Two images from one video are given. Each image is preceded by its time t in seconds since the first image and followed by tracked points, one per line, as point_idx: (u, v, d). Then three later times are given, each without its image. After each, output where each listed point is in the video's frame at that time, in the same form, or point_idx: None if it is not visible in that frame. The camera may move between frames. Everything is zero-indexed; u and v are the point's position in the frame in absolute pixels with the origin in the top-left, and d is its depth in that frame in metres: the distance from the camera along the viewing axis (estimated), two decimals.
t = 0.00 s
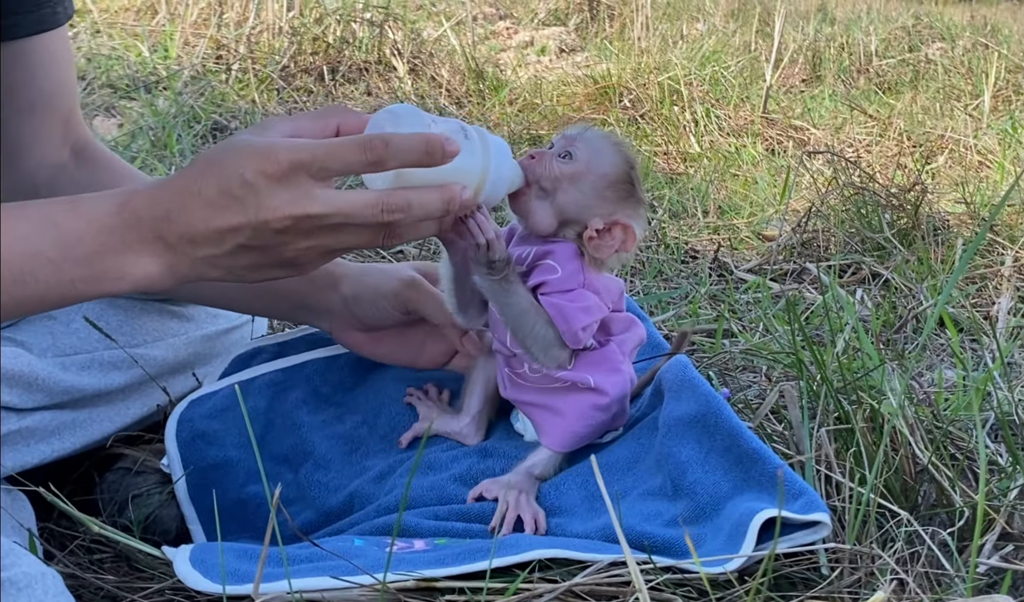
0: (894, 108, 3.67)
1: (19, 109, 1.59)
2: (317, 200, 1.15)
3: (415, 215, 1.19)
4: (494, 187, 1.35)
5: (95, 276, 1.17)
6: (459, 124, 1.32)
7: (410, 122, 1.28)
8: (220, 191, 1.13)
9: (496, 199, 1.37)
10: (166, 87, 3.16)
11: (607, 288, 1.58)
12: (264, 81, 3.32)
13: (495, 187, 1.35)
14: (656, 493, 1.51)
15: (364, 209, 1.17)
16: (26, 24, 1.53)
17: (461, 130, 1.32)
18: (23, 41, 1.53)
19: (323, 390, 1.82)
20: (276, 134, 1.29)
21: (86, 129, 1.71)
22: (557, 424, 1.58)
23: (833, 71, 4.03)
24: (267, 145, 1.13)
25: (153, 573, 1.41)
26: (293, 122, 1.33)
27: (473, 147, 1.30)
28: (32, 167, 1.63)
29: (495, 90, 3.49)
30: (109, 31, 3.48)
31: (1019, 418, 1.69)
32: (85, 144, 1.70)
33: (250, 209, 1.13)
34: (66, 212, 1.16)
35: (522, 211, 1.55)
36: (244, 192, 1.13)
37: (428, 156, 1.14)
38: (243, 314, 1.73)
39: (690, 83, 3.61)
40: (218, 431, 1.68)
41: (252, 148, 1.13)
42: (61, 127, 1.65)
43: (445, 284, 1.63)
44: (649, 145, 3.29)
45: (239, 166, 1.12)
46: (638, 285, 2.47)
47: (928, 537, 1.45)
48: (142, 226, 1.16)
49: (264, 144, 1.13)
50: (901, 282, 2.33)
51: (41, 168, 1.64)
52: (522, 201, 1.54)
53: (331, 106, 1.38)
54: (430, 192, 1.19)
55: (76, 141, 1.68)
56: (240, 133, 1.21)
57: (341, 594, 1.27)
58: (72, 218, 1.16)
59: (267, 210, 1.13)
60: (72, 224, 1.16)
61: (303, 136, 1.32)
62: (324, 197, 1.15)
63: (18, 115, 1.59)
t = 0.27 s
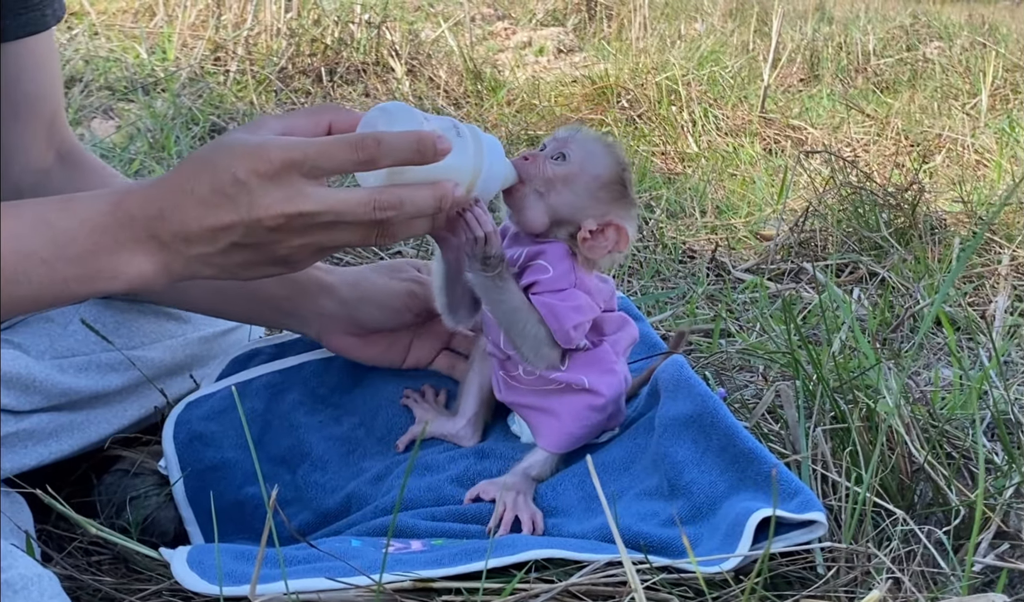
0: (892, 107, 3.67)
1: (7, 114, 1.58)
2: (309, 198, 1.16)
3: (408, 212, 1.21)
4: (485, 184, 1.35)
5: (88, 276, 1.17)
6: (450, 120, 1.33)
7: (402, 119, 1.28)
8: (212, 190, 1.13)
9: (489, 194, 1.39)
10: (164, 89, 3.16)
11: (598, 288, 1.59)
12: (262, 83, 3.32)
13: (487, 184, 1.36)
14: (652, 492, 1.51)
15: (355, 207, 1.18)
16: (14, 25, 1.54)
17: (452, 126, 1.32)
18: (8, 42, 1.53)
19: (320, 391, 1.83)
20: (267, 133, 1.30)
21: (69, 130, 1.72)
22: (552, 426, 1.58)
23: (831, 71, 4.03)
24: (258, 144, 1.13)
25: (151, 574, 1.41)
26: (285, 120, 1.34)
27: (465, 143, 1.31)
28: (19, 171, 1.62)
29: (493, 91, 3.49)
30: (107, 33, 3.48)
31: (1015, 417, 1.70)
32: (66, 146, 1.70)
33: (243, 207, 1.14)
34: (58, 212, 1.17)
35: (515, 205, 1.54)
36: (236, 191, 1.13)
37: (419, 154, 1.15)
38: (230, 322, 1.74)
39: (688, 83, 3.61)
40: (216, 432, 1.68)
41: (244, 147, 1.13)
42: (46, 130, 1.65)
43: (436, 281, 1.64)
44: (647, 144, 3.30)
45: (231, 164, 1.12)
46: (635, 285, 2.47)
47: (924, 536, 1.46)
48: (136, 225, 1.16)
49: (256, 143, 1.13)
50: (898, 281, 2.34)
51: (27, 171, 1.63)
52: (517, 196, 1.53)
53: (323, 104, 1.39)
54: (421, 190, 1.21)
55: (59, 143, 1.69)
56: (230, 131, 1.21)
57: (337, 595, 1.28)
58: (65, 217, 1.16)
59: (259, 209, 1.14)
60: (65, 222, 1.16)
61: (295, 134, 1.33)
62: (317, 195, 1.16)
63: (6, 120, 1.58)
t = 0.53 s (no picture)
0: (892, 105, 3.66)
1: (6, 121, 1.57)
2: (309, 204, 1.15)
3: (407, 219, 1.20)
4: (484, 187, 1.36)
5: (86, 277, 1.18)
6: (450, 124, 1.33)
7: (401, 124, 1.28)
8: (210, 195, 1.13)
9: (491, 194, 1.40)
10: (164, 89, 3.16)
11: (602, 287, 1.58)
12: (261, 83, 3.32)
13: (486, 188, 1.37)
14: (654, 492, 1.51)
15: (355, 213, 1.17)
16: (13, 32, 1.53)
17: (452, 130, 1.32)
18: (8, 49, 1.52)
19: (321, 392, 1.82)
20: (266, 135, 1.30)
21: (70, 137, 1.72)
22: (555, 427, 1.58)
23: (831, 69, 4.03)
24: (257, 149, 1.13)
25: (152, 576, 1.41)
26: (284, 122, 1.34)
27: (466, 146, 1.30)
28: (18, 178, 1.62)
29: (492, 90, 3.49)
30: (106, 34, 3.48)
31: (1017, 415, 1.69)
32: (65, 154, 1.70)
33: (241, 212, 1.14)
34: (57, 215, 1.17)
35: (515, 209, 1.53)
36: (235, 196, 1.13)
37: (420, 161, 1.14)
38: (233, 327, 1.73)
39: (688, 82, 3.61)
40: (216, 434, 1.68)
41: (243, 151, 1.12)
42: (45, 137, 1.65)
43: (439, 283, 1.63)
44: (647, 144, 3.29)
45: (229, 170, 1.12)
46: (636, 284, 2.47)
47: (926, 535, 1.45)
48: (134, 229, 1.17)
49: (256, 148, 1.13)
50: (898, 279, 2.33)
51: (26, 178, 1.63)
52: (516, 200, 1.53)
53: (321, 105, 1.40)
54: (422, 196, 1.20)
55: (59, 151, 1.69)
56: (231, 134, 1.20)
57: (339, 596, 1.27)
58: (64, 221, 1.17)
59: (258, 214, 1.14)
60: (64, 227, 1.17)
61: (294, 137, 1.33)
62: (316, 201, 1.15)
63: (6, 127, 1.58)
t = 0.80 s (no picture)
0: (891, 103, 3.67)
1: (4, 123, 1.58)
2: (302, 203, 1.16)
3: (401, 218, 1.21)
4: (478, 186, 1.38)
5: (82, 280, 1.18)
6: (444, 123, 1.34)
7: (395, 123, 1.28)
8: (205, 196, 1.13)
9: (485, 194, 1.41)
10: (163, 90, 3.17)
11: (596, 286, 1.58)
12: (260, 84, 3.32)
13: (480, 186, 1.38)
14: (651, 491, 1.52)
15: (348, 212, 1.18)
16: (12, 35, 1.54)
17: (446, 130, 1.33)
18: (7, 50, 1.53)
19: (320, 393, 1.83)
20: (262, 136, 1.30)
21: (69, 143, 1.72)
22: (553, 428, 1.59)
23: (829, 67, 4.03)
24: (251, 149, 1.13)
25: (152, 577, 1.42)
26: (280, 122, 1.34)
27: (460, 145, 1.32)
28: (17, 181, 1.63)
29: (491, 90, 3.49)
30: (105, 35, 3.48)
31: (1015, 413, 1.70)
32: (65, 157, 1.70)
33: (236, 213, 1.14)
34: (53, 217, 1.17)
35: (508, 210, 1.55)
36: (229, 196, 1.13)
37: (412, 159, 1.14)
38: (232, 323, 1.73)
39: (686, 81, 3.61)
40: (216, 435, 1.69)
41: (236, 152, 1.13)
42: (44, 140, 1.65)
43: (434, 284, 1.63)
44: (645, 143, 3.30)
45: (223, 170, 1.12)
46: (635, 284, 2.47)
47: (924, 533, 1.46)
48: (130, 231, 1.17)
49: (250, 148, 1.13)
50: (897, 278, 2.34)
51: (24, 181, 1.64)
52: (509, 201, 1.54)
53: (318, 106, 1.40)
54: (415, 195, 1.21)
55: (58, 155, 1.69)
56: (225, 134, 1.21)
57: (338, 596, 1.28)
58: (60, 223, 1.17)
59: (252, 214, 1.14)
60: (59, 229, 1.17)
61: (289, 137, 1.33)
62: (309, 200, 1.16)
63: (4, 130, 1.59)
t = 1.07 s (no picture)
0: (890, 101, 3.66)
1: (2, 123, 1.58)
2: (293, 200, 1.16)
3: (392, 215, 1.21)
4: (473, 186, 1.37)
5: (77, 278, 1.18)
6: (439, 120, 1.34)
7: (388, 118, 1.29)
8: (197, 193, 1.13)
9: (482, 194, 1.40)
10: (162, 90, 3.17)
11: (597, 285, 1.57)
12: (260, 83, 3.32)
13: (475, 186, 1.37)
14: (653, 490, 1.52)
15: (339, 209, 1.18)
16: (9, 33, 1.54)
17: (441, 126, 1.33)
18: (6, 49, 1.53)
19: (320, 392, 1.83)
20: (260, 135, 1.29)
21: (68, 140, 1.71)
22: (555, 428, 1.59)
23: (829, 65, 4.03)
24: (242, 146, 1.13)
25: (152, 576, 1.42)
26: (277, 124, 1.33)
27: (454, 141, 1.32)
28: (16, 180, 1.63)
29: (491, 88, 3.49)
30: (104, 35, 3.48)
31: (1015, 411, 1.69)
32: (67, 157, 1.70)
33: (228, 210, 1.14)
34: (47, 215, 1.16)
35: (507, 206, 1.54)
36: (221, 193, 1.13)
37: (403, 151, 1.14)
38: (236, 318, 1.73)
39: (686, 79, 3.60)
40: (216, 434, 1.69)
41: (227, 148, 1.13)
42: (44, 139, 1.65)
43: (435, 285, 1.63)
44: (645, 141, 3.30)
45: (214, 168, 1.12)
46: (635, 282, 2.47)
47: (924, 530, 1.46)
48: (123, 227, 1.16)
49: (241, 146, 1.13)
50: (897, 276, 2.34)
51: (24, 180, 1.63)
52: (508, 197, 1.54)
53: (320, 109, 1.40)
54: (406, 192, 1.21)
55: (59, 154, 1.68)
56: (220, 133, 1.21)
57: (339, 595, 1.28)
58: (53, 220, 1.16)
59: (244, 212, 1.15)
60: (52, 226, 1.16)
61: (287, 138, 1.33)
62: (300, 197, 1.16)
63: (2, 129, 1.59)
